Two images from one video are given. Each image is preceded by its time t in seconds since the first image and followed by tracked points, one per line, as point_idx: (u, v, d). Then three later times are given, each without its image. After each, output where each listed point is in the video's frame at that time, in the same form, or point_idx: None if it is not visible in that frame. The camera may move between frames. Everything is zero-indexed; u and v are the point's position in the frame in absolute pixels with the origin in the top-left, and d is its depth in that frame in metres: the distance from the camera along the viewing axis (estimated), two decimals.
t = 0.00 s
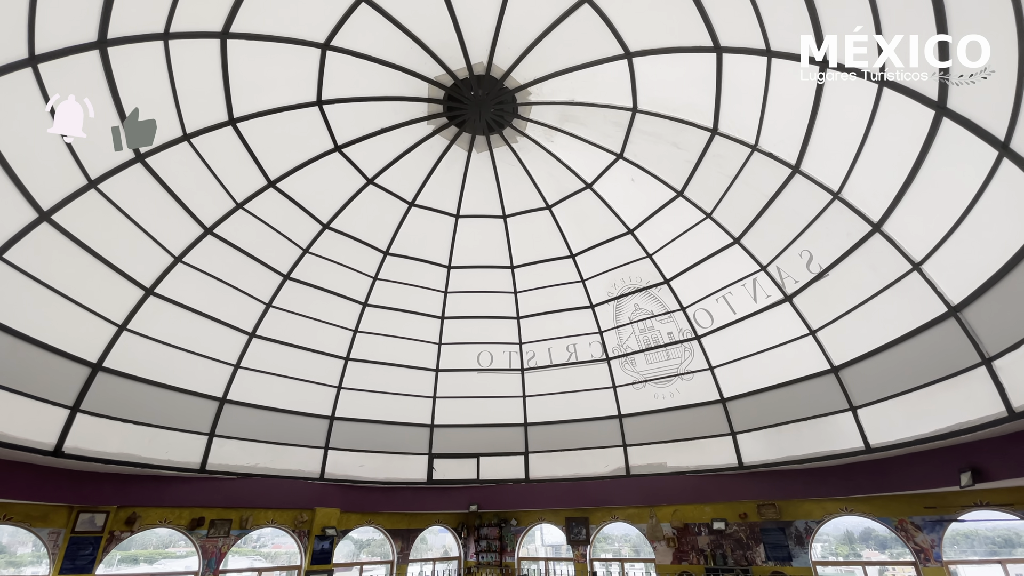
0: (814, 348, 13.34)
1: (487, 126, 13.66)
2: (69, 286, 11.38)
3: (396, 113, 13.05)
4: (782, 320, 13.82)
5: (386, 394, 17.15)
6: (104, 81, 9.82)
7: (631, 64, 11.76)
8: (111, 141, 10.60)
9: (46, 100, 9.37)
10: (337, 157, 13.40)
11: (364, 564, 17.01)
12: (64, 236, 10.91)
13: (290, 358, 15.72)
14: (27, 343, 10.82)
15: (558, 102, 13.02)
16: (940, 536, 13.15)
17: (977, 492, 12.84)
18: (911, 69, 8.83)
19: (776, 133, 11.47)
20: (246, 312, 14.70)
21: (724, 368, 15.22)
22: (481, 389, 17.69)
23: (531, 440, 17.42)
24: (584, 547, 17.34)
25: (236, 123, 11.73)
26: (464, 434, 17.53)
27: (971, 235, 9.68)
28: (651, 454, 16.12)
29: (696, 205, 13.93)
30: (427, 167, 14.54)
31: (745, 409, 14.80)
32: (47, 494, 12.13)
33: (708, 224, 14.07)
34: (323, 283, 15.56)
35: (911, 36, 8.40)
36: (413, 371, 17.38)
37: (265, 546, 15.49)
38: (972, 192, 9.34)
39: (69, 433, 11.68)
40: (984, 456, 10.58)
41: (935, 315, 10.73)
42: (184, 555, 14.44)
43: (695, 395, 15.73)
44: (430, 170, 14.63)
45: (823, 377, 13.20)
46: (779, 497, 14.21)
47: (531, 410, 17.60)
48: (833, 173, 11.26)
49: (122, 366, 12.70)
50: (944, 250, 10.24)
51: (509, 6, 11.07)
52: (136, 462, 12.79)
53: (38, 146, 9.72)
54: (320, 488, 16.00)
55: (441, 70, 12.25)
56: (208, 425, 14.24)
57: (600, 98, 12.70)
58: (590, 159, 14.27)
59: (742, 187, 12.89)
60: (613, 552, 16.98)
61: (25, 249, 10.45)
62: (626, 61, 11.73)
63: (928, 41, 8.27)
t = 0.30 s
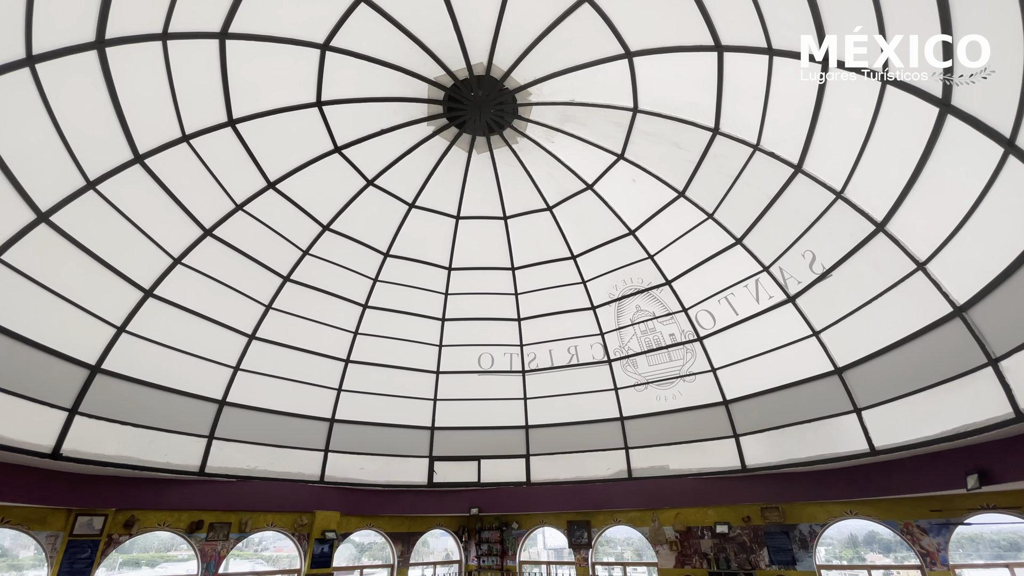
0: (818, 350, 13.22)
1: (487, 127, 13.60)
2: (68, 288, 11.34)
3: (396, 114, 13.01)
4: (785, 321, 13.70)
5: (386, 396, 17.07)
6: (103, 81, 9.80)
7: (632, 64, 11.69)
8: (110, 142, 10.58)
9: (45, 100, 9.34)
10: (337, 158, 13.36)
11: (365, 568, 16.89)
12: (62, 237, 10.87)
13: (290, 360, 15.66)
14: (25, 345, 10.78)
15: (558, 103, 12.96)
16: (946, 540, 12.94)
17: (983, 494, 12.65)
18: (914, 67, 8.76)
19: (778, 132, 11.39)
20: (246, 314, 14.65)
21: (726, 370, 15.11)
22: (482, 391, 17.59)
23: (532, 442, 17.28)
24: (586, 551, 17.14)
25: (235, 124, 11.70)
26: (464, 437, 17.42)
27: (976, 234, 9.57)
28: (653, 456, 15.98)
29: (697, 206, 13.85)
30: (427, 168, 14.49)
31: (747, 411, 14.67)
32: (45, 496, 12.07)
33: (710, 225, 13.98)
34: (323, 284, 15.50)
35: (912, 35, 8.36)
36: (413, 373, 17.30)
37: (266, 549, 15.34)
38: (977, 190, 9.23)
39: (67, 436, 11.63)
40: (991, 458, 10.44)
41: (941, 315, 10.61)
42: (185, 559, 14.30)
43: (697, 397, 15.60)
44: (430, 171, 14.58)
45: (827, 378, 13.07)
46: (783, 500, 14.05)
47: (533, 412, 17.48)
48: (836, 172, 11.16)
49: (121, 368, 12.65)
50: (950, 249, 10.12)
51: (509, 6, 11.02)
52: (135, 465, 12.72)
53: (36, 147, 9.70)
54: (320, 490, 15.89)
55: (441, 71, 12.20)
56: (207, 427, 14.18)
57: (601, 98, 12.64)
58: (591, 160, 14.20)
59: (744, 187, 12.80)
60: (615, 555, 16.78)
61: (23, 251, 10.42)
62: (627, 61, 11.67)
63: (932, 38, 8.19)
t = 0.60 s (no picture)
0: (823, 349, 13.09)
1: (489, 126, 13.52)
2: (68, 288, 11.30)
3: (397, 113, 12.94)
4: (790, 320, 13.58)
5: (388, 397, 16.99)
6: (102, 80, 9.75)
7: (634, 62, 11.61)
8: (109, 141, 10.54)
9: (44, 99, 9.31)
10: (338, 158, 13.29)
11: (367, 570, 16.81)
12: (62, 237, 10.82)
13: (291, 361, 15.58)
14: (25, 346, 10.73)
15: (560, 101, 12.89)
16: (953, 542, 12.74)
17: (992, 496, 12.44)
18: (920, 64, 8.66)
19: (783, 130, 11.29)
20: (247, 314, 14.59)
21: (730, 370, 14.99)
22: (484, 392, 17.49)
23: (535, 444, 17.17)
24: (589, 553, 16.97)
25: (235, 124, 11.65)
26: (467, 438, 17.32)
27: (984, 232, 9.46)
28: (656, 458, 15.86)
29: (701, 205, 13.74)
30: (428, 168, 14.42)
31: (752, 412, 14.54)
32: (45, 498, 12.00)
33: (713, 224, 13.87)
34: (324, 285, 15.44)
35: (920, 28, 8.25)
36: (415, 374, 17.21)
37: (268, 551, 15.25)
38: (985, 186, 9.12)
39: (67, 437, 11.58)
40: (1000, 459, 10.30)
41: (948, 314, 10.49)
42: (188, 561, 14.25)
43: (701, 398, 15.47)
44: (432, 171, 14.50)
45: (832, 378, 12.94)
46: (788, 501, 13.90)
47: (535, 413, 17.37)
48: (841, 170, 11.05)
49: (122, 369, 12.60)
50: (957, 247, 10.01)
51: (510, 4, 10.94)
52: (135, 467, 12.66)
53: (36, 146, 9.66)
54: (322, 492, 15.79)
55: (442, 69, 12.13)
56: (208, 428, 14.11)
57: (603, 96, 12.56)
58: (593, 159, 14.12)
59: (748, 186, 12.70)
60: (618, 558, 16.63)
61: (23, 251, 10.37)
62: (629, 59, 11.59)
63: (939, 32, 8.09)
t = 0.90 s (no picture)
0: (830, 349, 12.95)
1: (492, 125, 13.44)
2: (70, 288, 11.26)
3: (399, 113, 12.88)
4: (796, 320, 13.44)
5: (390, 398, 16.91)
6: (103, 79, 9.72)
7: (638, 59, 11.53)
8: (111, 141, 10.51)
9: (45, 98, 9.28)
10: (340, 158, 13.24)
11: (370, 572, 16.73)
12: (63, 237, 10.79)
13: (294, 361, 15.52)
14: (26, 347, 10.70)
15: (563, 100, 12.81)
16: (962, 544, 12.57)
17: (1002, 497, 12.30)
18: (929, 61, 8.55)
19: (788, 127, 11.19)
20: (250, 315, 14.55)
21: (736, 370, 14.86)
22: (487, 393, 17.40)
23: (538, 445, 17.06)
24: (593, 554, 16.83)
25: (237, 124, 11.61)
26: (470, 439, 17.22)
27: (994, 229, 9.33)
28: (661, 458, 15.74)
29: (705, 204, 13.63)
30: (431, 167, 14.35)
31: (757, 412, 14.42)
32: (47, 499, 11.96)
33: (718, 222, 13.75)
34: (327, 286, 15.37)
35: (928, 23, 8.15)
36: (418, 375, 17.13)
37: (272, 553, 15.25)
38: (996, 183, 8.99)
39: (69, 438, 11.54)
40: (1010, 460, 10.16)
41: (957, 312, 10.36)
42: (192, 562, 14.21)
43: (706, 398, 15.35)
44: (434, 171, 14.44)
45: (839, 378, 12.81)
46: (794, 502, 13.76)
47: (538, 414, 17.27)
48: (848, 167, 10.93)
49: (123, 370, 12.55)
50: (966, 244, 9.88)
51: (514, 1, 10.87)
52: (137, 468, 12.61)
53: (37, 146, 9.64)
54: (324, 493, 15.72)
55: (445, 68, 12.06)
56: (210, 430, 14.05)
57: (607, 95, 12.48)
58: (596, 158, 14.03)
59: (753, 184, 12.59)
60: (621, 559, 16.52)
61: (24, 251, 10.34)
62: (632, 56, 11.51)
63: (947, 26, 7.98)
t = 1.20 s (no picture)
0: (835, 348, 12.84)
1: (494, 124, 13.37)
2: (72, 288, 11.24)
3: (401, 112, 12.83)
4: (802, 319, 13.34)
5: (393, 398, 16.85)
6: (105, 79, 9.70)
7: (641, 57, 11.46)
8: (113, 140, 10.49)
9: (46, 98, 9.26)
10: (342, 158, 13.20)
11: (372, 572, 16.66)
12: (65, 237, 10.77)
13: (296, 362, 15.48)
14: (28, 347, 10.68)
15: (566, 99, 12.74)
16: (969, 544, 12.44)
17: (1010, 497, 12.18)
18: (941, 55, 8.39)
19: (794, 125, 11.10)
20: (252, 315, 14.52)
21: (740, 370, 14.77)
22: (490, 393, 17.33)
23: (541, 445, 16.98)
24: (596, 555, 16.75)
25: (239, 123, 11.58)
26: (472, 439, 17.16)
27: (1003, 226, 9.22)
28: (665, 459, 15.65)
29: (710, 203, 13.54)
30: (433, 167, 14.29)
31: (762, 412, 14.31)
32: (49, 500, 11.94)
33: (722, 221, 13.66)
34: (329, 286, 15.32)
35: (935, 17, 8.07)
36: (420, 375, 17.07)
37: (275, 553, 15.23)
38: (1004, 179, 8.89)
39: (71, 438, 11.52)
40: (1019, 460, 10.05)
41: (965, 311, 10.24)
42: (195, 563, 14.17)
43: (710, 398, 15.26)
44: (436, 171, 14.38)
45: (845, 378, 12.69)
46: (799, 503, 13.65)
47: (541, 414, 17.19)
48: (854, 165, 10.84)
49: (126, 370, 12.53)
50: (974, 242, 9.77)
51: None
52: (139, 468, 12.59)
53: (39, 146, 9.62)
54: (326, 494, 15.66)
55: (447, 67, 12.00)
56: (213, 430, 14.02)
57: (610, 93, 12.41)
58: (599, 157, 13.96)
59: (757, 182, 12.50)
60: (625, 560, 16.43)
61: (26, 251, 10.32)
62: (636, 54, 11.44)
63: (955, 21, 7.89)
